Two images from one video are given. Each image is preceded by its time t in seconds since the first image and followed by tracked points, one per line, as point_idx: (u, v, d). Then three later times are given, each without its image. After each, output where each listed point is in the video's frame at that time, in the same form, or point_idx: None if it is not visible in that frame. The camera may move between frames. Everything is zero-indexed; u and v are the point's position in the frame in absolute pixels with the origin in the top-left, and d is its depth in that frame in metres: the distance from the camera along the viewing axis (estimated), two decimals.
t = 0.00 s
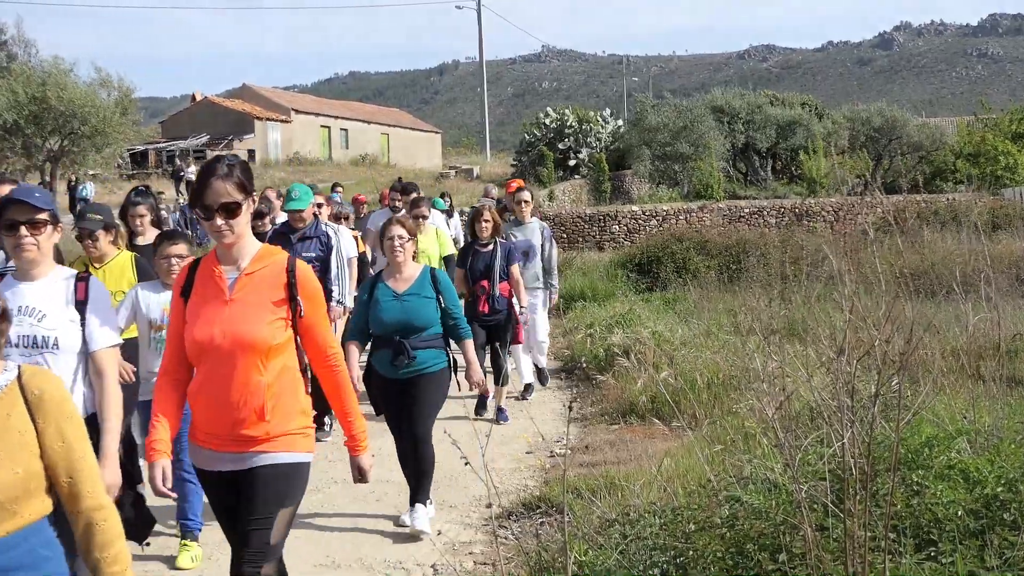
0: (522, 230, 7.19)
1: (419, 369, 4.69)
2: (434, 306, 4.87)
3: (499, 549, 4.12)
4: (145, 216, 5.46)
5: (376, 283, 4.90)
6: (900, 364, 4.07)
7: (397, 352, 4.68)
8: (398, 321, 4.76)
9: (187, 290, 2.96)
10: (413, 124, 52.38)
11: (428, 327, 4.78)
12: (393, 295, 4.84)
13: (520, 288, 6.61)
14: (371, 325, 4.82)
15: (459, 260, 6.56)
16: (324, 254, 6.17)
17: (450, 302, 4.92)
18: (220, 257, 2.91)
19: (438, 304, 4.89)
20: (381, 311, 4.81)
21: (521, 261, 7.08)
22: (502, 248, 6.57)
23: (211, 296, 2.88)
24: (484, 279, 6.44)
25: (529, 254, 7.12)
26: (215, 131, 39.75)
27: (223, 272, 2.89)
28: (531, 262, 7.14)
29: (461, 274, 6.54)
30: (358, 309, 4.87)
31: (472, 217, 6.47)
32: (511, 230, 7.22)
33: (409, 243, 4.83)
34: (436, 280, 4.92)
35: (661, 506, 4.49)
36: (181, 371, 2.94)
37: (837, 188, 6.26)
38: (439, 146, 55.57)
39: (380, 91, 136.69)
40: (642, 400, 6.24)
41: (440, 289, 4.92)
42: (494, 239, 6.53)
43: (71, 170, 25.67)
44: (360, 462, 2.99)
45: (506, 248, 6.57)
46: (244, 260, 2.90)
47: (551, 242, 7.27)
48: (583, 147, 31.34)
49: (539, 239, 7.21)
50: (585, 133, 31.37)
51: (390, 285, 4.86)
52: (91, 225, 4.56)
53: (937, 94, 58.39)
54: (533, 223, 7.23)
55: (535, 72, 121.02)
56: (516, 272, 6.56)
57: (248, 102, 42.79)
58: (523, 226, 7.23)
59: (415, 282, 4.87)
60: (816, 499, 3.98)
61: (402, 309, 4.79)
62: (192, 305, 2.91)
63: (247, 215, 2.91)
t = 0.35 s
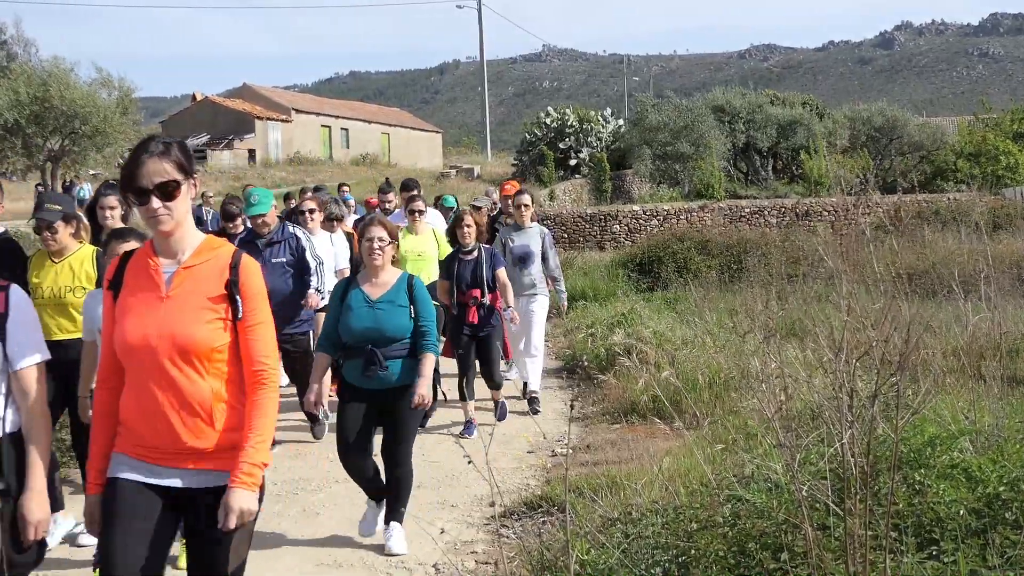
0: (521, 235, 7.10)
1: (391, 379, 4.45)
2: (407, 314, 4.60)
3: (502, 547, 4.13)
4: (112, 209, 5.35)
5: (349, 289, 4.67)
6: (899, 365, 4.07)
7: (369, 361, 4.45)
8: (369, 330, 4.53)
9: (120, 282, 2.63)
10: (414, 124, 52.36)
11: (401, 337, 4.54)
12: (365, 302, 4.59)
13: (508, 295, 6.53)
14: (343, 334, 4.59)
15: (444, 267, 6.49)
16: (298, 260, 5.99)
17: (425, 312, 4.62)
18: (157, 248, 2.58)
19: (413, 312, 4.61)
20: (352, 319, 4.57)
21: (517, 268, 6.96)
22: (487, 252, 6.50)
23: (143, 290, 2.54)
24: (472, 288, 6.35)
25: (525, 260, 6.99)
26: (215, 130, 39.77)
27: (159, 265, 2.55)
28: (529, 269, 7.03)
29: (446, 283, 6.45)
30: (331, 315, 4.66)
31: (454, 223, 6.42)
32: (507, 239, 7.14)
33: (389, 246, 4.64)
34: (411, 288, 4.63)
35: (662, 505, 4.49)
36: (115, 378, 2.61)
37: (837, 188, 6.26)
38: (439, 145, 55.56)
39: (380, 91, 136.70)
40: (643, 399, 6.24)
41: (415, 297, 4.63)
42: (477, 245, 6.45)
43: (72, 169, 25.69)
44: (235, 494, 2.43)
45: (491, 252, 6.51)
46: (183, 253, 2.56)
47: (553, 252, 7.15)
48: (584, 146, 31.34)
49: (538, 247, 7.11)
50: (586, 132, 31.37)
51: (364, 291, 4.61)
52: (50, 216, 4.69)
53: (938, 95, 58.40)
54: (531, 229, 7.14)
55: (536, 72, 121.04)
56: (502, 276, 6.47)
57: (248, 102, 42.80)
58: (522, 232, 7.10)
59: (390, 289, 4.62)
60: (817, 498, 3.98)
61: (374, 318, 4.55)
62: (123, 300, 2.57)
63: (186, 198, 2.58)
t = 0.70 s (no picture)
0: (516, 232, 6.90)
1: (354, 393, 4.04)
2: (361, 317, 4.16)
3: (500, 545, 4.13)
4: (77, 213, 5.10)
5: (302, 299, 4.27)
6: (902, 364, 4.07)
7: (325, 374, 4.02)
8: (325, 341, 4.12)
9: (30, 296, 2.37)
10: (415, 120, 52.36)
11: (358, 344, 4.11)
12: (319, 311, 4.18)
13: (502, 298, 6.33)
14: (297, 346, 4.19)
15: (435, 266, 6.38)
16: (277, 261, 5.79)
17: (381, 312, 4.17)
18: (72, 258, 2.32)
19: (370, 315, 4.17)
20: (306, 330, 4.17)
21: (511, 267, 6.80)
22: (479, 252, 6.33)
23: (57, 306, 2.29)
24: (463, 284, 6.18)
25: (520, 256, 6.81)
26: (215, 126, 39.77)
27: (75, 277, 2.30)
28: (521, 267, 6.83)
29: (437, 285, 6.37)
30: (285, 327, 4.27)
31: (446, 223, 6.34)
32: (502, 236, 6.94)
33: (343, 247, 4.24)
34: (366, 291, 4.20)
35: (662, 502, 4.50)
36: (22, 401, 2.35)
37: (839, 186, 6.26)
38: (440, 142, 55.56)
39: (381, 87, 136.71)
40: (643, 397, 6.24)
41: (371, 297, 4.19)
42: (468, 243, 6.30)
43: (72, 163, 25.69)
44: (130, 509, 2.13)
45: (483, 252, 6.33)
46: (102, 262, 2.31)
47: (547, 244, 6.86)
48: (585, 143, 31.32)
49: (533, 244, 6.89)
50: (586, 129, 31.37)
51: (316, 298, 4.21)
52: None
53: (939, 93, 58.41)
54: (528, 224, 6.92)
55: (537, 69, 121.05)
56: (496, 280, 6.31)
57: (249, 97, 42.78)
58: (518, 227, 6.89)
59: (344, 293, 4.20)
60: (818, 496, 3.98)
61: (326, 327, 4.13)
62: (34, 316, 2.31)
63: (109, 200, 2.33)
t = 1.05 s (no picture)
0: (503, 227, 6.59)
1: (301, 399, 3.90)
2: (330, 324, 4.03)
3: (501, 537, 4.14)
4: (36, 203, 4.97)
5: (262, 296, 4.10)
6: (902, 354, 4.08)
7: (280, 379, 3.92)
8: (281, 343, 3.97)
9: None
10: (416, 113, 52.31)
11: (318, 350, 3.98)
12: (279, 311, 4.02)
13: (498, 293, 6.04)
14: (253, 347, 4.04)
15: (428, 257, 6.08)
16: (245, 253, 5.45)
17: (348, 320, 4.05)
18: None
19: (335, 320, 4.05)
20: (262, 331, 4.02)
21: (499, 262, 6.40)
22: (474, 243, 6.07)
23: None
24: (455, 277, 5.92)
25: (507, 254, 6.43)
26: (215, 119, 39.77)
27: None
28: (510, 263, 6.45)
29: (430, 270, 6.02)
30: (240, 325, 4.11)
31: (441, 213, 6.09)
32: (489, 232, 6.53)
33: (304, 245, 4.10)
34: (332, 295, 4.06)
35: (663, 494, 4.51)
36: None
37: (840, 178, 6.26)
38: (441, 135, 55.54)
39: (382, 81, 136.71)
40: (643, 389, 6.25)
41: (336, 303, 4.05)
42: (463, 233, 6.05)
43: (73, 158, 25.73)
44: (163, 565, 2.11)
45: (478, 241, 6.09)
46: (21, 257, 2.04)
47: (535, 243, 6.53)
48: (586, 136, 31.30)
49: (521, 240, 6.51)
50: (587, 122, 31.38)
51: (276, 298, 4.05)
52: None
53: (940, 85, 58.30)
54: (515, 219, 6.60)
55: (538, 62, 120.97)
56: (492, 269, 6.02)
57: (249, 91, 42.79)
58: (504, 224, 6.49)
59: (306, 293, 4.05)
60: (818, 487, 4.00)
61: (286, 328, 3.99)
62: None
63: (26, 187, 2.05)
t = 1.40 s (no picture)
0: (493, 226, 6.51)
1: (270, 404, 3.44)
2: (294, 322, 3.51)
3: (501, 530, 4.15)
4: None
5: (225, 290, 3.60)
6: (901, 349, 4.09)
7: (242, 384, 3.44)
8: (244, 343, 3.48)
9: None
10: (417, 107, 52.25)
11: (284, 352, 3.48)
12: (241, 307, 3.52)
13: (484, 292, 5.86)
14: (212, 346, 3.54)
15: (406, 255, 5.82)
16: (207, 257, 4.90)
17: (316, 316, 3.51)
18: None
19: (301, 319, 3.52)
20: (222, 330, 3.51)
21: (487, 263, 6.30)
22: (455, 239, 5.85)
23: None
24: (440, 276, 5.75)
25: (497, 254, 6.33)
26: (216, 112, 39.71)
27: None
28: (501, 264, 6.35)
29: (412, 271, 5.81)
30: (201, 321, 3.61)
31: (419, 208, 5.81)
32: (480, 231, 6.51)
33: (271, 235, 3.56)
34: (300, 288, 3.54)
35: (663, 487, 4.52)
36: None
37: (840, 172, 6.27)
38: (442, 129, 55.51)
39: (382, 74, 136.60)
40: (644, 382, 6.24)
41: (305, 298, 3.54)
42: (443, 230, 5.80)
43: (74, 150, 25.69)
44: None
45: (460, 238, 5.89)
46: None
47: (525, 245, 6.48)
48: (587, 130, 31.27)
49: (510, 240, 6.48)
50: (588, 116, 31.34)
51: (238, 293, 3.54)
52: None
53: (941, 79, 58.22)
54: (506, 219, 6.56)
55: (538, 56, 120.88)
56: (476, 267, 5.83)
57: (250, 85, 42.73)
58: (494, 222, 6.53)
59: (273, 290, 3.53)
60: (818, 481, 4.00)
61: (249, 329, 3.48)
62: None
63: None
